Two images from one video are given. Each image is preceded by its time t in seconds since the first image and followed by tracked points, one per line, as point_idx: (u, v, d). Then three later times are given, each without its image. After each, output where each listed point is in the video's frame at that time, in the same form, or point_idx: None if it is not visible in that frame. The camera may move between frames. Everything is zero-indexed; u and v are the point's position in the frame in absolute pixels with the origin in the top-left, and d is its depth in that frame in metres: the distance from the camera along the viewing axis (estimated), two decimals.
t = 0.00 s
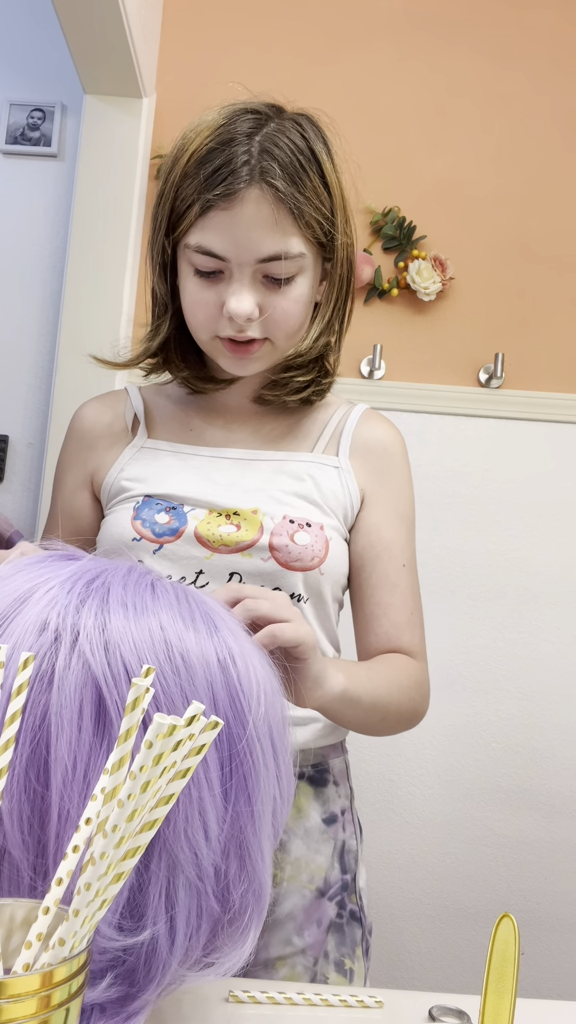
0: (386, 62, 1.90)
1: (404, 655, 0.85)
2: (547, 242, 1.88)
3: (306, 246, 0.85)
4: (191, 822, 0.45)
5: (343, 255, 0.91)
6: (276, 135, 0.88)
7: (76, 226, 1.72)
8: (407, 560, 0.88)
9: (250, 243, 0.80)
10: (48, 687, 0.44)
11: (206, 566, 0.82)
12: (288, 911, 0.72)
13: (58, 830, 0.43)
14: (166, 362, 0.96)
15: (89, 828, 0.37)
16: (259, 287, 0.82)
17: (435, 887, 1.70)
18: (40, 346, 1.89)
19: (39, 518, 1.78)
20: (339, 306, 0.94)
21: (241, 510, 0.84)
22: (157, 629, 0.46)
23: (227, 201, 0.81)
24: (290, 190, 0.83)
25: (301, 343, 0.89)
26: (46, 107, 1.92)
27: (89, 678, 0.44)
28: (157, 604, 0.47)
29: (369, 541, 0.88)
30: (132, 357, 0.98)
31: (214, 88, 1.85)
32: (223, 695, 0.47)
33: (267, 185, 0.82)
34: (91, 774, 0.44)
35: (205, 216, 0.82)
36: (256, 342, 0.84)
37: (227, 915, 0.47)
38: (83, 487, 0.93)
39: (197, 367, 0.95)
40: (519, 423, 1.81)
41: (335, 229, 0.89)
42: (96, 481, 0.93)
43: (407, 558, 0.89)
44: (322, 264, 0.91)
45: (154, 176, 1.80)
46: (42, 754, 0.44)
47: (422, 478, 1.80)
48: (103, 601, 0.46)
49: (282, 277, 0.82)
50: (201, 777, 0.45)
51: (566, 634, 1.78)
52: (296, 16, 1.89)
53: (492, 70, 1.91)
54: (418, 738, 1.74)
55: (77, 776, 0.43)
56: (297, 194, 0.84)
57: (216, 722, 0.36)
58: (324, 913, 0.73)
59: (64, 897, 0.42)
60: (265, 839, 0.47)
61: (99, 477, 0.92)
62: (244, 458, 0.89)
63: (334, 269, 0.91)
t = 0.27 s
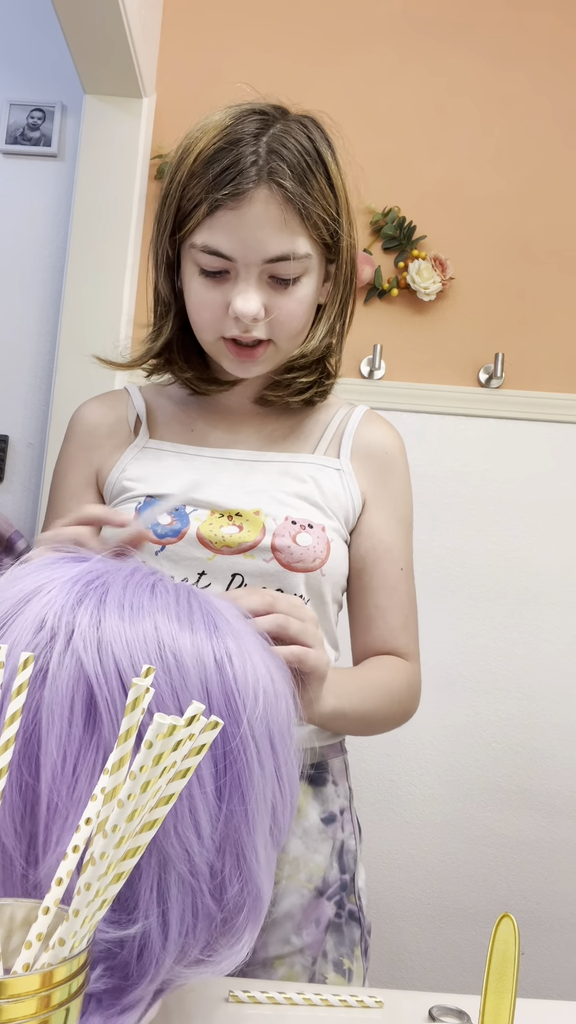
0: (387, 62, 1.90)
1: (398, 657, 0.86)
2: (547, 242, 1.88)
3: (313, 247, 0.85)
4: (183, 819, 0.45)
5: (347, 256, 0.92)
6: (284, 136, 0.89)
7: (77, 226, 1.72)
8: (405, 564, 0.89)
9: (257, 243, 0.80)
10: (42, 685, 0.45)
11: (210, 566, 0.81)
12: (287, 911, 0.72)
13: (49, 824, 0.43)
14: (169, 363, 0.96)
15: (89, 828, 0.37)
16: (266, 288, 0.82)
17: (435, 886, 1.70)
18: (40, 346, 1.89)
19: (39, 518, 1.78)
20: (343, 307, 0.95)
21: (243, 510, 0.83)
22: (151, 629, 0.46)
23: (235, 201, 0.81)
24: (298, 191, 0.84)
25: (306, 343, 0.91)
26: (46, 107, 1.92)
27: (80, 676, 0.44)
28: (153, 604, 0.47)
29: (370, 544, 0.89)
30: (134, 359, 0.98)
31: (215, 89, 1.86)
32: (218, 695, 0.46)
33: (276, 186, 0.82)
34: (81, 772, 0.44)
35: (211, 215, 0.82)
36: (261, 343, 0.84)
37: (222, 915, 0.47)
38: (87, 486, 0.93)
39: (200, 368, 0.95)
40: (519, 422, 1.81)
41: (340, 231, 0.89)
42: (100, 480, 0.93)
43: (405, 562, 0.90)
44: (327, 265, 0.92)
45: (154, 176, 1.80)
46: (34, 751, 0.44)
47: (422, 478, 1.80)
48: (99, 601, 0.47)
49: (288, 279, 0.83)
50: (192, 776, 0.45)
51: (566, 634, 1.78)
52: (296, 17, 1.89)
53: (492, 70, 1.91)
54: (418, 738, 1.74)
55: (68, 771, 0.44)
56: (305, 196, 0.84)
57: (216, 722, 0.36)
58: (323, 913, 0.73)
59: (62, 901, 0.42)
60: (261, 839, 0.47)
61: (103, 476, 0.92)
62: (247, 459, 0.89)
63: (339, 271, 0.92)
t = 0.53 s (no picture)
0: (387, 62, 1.90)
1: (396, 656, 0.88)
2: (547, 242, 1.88)
3: (326, 253, 0.86)
4: (221, 823, 0.36)
5: (357, 263, 0.94)
6: (300, 142, 0.89)
7: (77, 226, 1.72)
8: (404, 567, 0.93)
9: (274, 246, 0.80)
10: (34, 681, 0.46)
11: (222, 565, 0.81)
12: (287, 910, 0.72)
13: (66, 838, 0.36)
14: (177, 363, 0.95)
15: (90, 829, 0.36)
16: (279, 291, 0.82)
17: (436, 886, 1.70)
18: (40, 346, 1.89)
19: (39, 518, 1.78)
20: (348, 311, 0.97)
21: (253, 511, 0.85)
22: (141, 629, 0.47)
23: (255, 204, 0.81)
24: (316, 198, 0.85)
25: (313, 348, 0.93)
26: (46, 107, 1.92)
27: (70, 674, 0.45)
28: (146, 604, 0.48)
29: (372, 547, 0.92)
30: (140, 360, 0.98)
31: (215, 89, 1.86)
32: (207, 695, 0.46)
33: (295, 192, 0.83)
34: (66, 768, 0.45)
35: (230, 216, 0.82)
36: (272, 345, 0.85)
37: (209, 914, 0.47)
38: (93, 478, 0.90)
39: (208, 368, 0.95)
40: (519, 423, 1.81)
41: (352, 238, 0.91)
42: (108, 472, 0.91)
43: (404, 565, 0.93)
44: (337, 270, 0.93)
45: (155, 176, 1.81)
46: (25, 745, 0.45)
47: (422, 478, 1.80)
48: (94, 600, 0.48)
49: (302, 283, 0.83)
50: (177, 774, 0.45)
51: (566, 634, 1.78)
52: (296, 17, 1.89)
53: (493, 70, 1.91)
54: (418, 738, 1.75)
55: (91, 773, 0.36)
56: (321, 202, 0.85)
57: (217, 721, 0.35)
58: (327, 909, 0.72)
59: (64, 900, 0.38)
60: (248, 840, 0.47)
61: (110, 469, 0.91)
62: (255, 460, 0.90)
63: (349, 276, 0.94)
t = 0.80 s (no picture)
0: (387, 63, 1.90)
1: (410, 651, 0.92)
2: (548, 242, 1.88)
3: (340, 259, 0.86)
4: (335, 807, 0.46)
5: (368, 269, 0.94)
6: (319, 144, 0.89)
7: (77, 225, 1.71)
8: (409, 566, 0.96)
9: (290, 251, 0.81)
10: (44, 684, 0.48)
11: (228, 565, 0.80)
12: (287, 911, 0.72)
13: (241, 812, 0.43)
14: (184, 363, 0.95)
15: (89, 828, 0.37)
16: (291, 295, 0.82)
17: (436, 886, 1.69)
18: (40, 346, 1.89)
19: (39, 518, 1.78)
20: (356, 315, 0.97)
21: (259, 511, 0.85)
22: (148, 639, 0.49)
23: (272, 209, 0.81)
24: (333, 205, 0.85)
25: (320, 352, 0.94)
26: (46, 107, 1.91)
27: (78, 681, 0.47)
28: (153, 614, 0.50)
29: (378, 549, 0.95)
30: (145, 360, 0.97)
31: (216, 89, 1.86)
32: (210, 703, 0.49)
33: (313, 199, 0.83)
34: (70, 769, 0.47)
35: (247, 220, 0.82)
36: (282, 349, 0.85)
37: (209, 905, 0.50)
38: (94, 479, 0.90)
39: (215, 368, 0.95)
40: (519, 423, 1.81)
41: (365, 245, 0.91)
42: (109, 473, 0.90)
43: (409, 564, 0.96)
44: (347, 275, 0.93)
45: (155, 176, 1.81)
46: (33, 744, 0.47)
47: (423, 478, 1.80)
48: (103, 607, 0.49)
49: (312, 288, 0.84)
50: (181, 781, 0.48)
51: (566, 634, 1.78)
52: (296, 17, 1.89)
53: (493, 70, 1.91)
54: (418, 738, 1.75)
55: (258, 757, 0.44)
56: (338, 209, 0.85)
57: (216, 723, 0.36)
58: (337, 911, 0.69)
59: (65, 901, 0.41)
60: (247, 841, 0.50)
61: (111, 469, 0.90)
62: (261, 461, 0.90)
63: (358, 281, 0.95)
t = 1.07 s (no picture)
0: (387, 62, 1.90)
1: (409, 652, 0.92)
2: (548, 242, 1.88)
3: (346, 260, 0.86)
4: (330, 815, 0.48)
5: (375, 269, 0.94)
6: (326, 144, 0.89)
7: (77, 226, 1.71)
8: (410, 566, 0.95)
9: (298, 251, 0.81)
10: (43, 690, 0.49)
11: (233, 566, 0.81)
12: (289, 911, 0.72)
13: (237, 823, 0.45)
14: (189, 363, 0.95)
15: (89, 828, 0.37)
16: (298, 296, 0.83)
17: (436, 886, 1.69)
18: (40, 346, 1.89)
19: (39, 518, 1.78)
20: (363, 315, 0.97)
21: (264, 511, 0.85)
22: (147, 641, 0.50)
23: (280, 209, 0.81)
24: (340, 205, 0.85)
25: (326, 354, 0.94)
26: (46, 107, 1.91)
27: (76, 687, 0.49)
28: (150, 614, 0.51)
29: (379, 550, 0.95)
30: (149, 360, 0.97)
31: (216, 90, 1.86)
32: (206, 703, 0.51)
33: (321, 199, 0.83)
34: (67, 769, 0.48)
35: (255, 219, 0.82)
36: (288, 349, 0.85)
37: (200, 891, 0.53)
38: (99, 479, 0.90)
39: (220, 368, 0.95)
40: (519, 423, 1.81)
41: (372, 245, 0.91)
42: (113, 472, 0.91)
43: (410, 564, 0.96)
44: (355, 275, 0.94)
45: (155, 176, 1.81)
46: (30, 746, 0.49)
47: (423, 478, 1.80)
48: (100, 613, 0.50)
49: (318, 288, 0.84)
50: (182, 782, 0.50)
51: (566, 634, 1.78)
52: (297, 17, 1.89)
53: (493, 70, 1.91)
54: (418, 738, 1.75)
55: (253, 769, 0.45)
56: (345, 209, 0.85)
57: (216, 722, 0.36)
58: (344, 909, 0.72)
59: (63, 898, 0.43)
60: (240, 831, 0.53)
61: (116, 468, 0.90)
62: (266, 460, 0.91)
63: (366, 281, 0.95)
